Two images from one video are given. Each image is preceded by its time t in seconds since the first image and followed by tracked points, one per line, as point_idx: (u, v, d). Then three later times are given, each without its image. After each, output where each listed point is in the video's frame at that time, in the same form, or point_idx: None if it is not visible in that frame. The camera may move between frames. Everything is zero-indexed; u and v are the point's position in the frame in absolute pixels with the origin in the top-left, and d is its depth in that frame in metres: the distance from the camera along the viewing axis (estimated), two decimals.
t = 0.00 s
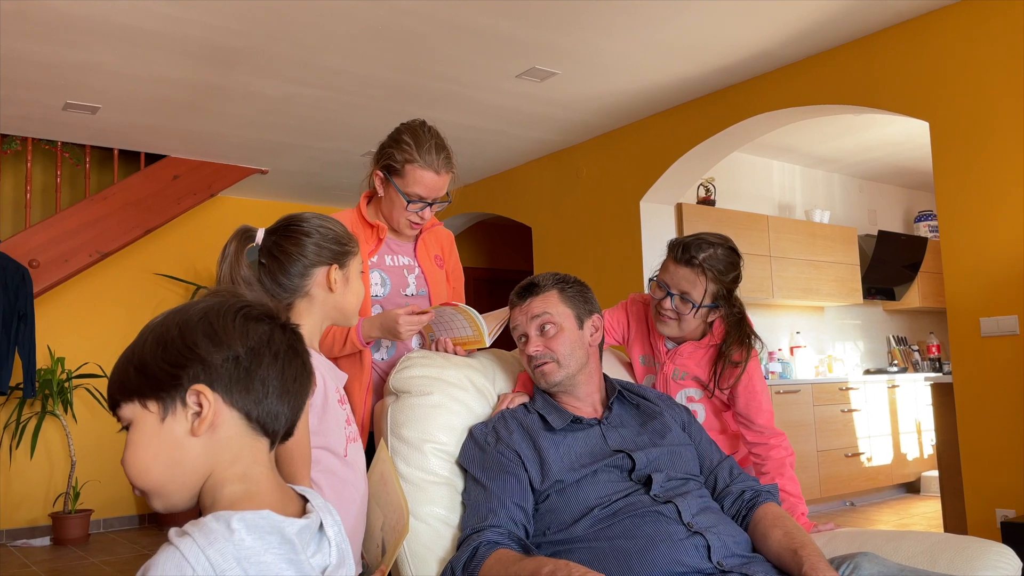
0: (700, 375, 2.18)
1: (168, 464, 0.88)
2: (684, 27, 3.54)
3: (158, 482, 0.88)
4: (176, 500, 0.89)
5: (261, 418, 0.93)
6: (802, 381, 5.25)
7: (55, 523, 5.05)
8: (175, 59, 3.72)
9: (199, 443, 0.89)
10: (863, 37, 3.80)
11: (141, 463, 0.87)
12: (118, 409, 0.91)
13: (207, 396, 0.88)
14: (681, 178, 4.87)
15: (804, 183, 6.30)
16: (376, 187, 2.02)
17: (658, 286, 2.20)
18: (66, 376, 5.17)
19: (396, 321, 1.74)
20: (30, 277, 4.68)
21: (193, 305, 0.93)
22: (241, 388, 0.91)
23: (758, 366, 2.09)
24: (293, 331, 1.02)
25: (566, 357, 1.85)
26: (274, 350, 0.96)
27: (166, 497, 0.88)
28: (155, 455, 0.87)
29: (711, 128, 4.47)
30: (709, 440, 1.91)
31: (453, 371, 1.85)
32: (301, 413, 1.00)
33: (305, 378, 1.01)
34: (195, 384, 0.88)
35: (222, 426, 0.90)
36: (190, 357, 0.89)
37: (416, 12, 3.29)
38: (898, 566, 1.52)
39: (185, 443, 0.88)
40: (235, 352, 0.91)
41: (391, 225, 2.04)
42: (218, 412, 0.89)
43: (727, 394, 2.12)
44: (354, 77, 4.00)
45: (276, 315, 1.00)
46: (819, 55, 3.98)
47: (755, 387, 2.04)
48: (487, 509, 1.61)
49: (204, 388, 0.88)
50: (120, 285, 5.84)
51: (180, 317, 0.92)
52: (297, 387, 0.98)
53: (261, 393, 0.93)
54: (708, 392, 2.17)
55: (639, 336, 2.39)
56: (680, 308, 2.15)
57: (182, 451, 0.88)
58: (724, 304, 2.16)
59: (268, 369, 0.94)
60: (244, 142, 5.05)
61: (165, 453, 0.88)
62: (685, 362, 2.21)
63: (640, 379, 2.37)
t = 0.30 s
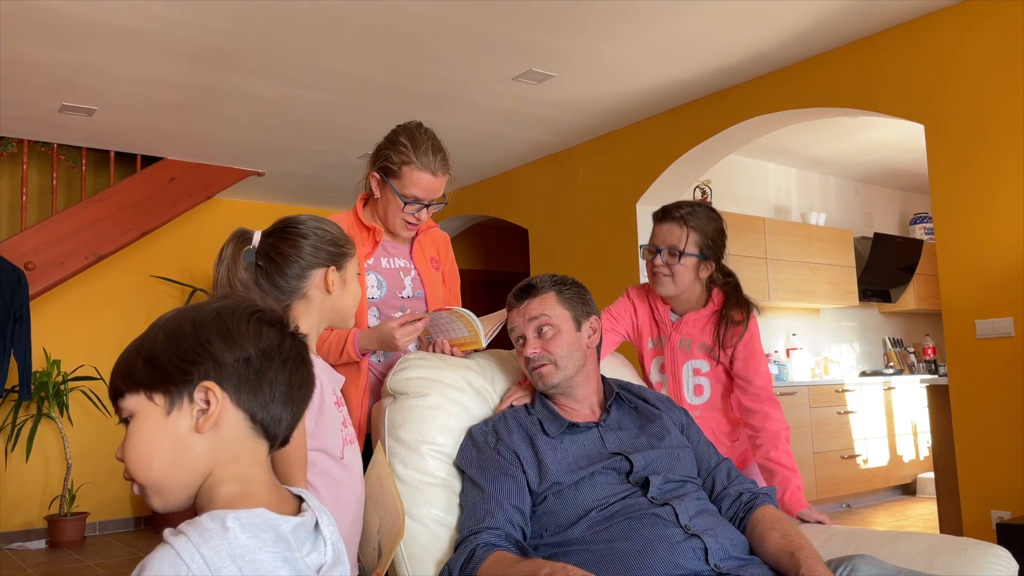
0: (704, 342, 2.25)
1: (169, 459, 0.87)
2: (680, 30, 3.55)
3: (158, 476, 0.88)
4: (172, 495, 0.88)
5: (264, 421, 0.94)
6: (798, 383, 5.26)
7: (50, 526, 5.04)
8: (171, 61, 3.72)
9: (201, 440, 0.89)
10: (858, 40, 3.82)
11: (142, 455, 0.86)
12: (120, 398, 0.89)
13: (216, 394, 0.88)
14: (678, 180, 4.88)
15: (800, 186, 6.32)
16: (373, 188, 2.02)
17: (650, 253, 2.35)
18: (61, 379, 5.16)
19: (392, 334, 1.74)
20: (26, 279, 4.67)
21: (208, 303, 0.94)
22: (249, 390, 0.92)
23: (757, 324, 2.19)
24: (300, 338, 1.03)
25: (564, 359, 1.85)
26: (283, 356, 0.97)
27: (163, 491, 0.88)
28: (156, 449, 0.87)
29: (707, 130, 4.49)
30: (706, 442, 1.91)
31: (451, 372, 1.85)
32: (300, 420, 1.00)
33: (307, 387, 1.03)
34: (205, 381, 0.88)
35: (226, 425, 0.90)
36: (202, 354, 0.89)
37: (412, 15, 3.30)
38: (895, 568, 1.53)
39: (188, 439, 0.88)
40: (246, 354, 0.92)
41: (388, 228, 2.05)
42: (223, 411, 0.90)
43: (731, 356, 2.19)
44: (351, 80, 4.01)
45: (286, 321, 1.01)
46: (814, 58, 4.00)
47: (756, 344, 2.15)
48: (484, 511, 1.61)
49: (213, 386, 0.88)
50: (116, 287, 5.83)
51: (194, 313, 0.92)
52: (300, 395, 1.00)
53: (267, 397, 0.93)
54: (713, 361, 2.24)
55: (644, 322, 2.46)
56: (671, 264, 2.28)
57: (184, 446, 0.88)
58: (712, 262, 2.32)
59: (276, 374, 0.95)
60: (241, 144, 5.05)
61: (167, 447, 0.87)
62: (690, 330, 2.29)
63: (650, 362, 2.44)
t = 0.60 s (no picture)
0: (711, 309, 2.26)
1: (170, 457, 0.87)
2: (677, 32, 3.56)
3: (158, 474, 0.87)
4: (172, 494, 0.88)
5: (267, 423, 0.93)
6: (796, 384, 5.27)
7: (46, 528, 5.02)
8: (169, 62, 3.72)
9: (204, 440, 0.88)
10: (855, 42, 3.83)
11: (143, 453, 0.86)
12: (122, 394, 0.89)
13: (220, 393, 0.88)
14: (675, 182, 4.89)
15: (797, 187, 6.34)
16: (369, 190, 2.02)
17: (641, 234, 2.38)
18: (58, 380, 5.15)
19: (385, 341, 1.73)
20: (22, 280, 4.65)
21: (215, 301, 0.93)
22: (253, 390, 0.91)
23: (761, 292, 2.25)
24: (303, 340, 1.03)
25: (566, 358, 1.85)
26: (287, 358, 0.96)
27: (163, 490, 0.87)
28: (158, 447, 0.86)
29: (704, 132, 4.50)
30: (707, 443, 1.91)
31: (450, 372, 1.84)
32: (301, 422, 1.00)
33: (310, 389, 1.03)
34: (209, 379, 0.88)
35: (229, 424, 0.89)
36: (208, 353, 0.88)
37: (410, 16, 3.30)
38: (894, 569, 1.53)
39: (190, 438, 0.88)
40: (251, 354, 0.92)
41: (384, 229, 2.04)
42: (226, 411, 0.89)
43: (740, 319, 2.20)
44: (349, 81, 4.01)
45: (291, 322, 1.01)
46: (811, 60, 4.01)
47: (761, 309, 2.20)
48: (484, 511, 1.61)
49: (217, 384, 0.88)
50: (113, 289, 5.82)
51: (201, 311, 0.92)
52: (303, 396, 0.99)
53: (270, 398, 0.93)
54: (721, 328, 2.24)
55: (644, 304, 2.45)
56: (662, 238, 2.31)
57: (186, 445, 0.87)
58: (701, 230, 2.36)
59: (280, 375, 0.95)
60: (238, 146, 5.05)
61: (169, 445, 0.87)
62: (696, 298, 2.30)
63: (651, 338, 2.40)
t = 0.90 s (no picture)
0: (708, 297, 2.27)
1: (169, 459, 0.87)
2: (674, 33, 3.57)
3: (157, 476, 0.87)
4: (172, 496, 0.88)
5: (267, 425, 0.93)
6: (793, 386, 5.27)
7: (43, 530, 5.02)
8: (166, 63, 3.72)
9: (203, 443, 0.88)
10: (851, 45, 3.84)
11: (143, 454, 0.86)
12: (124, 395, 0.89)
13: (219, 397, 0.88)
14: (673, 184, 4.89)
15: (794, 189, 6.34)
16: (362, 192, 2.03)
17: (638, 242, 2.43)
18: (55, 382, 5.14)
19: (374, 358, 1.72)
20: (19, 282, 4.65)
21: (217, 303, 0.93)
22: (253, 393, 0.91)
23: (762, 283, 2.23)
24: (306, 343, 1.03)
25: (562, 360, 1.85)
26: (289, 361, 0.96)
27: (163, 491, 0.87)
28: (157, 449, 0.87)
29: (701, 133, 4.50)
30: (702, 444, 1.91)
31: (446, 374, 1.84)
32: (302, 425, 1.00)
33: (312, 390, 1.02)
34: (209, 383, 0.88)
35: (228, 427, 0.89)
36: (208, 356, 0.88)
37: (408, 18, 3.31)
38: (890, 570, 1.53)
39: (190, 440, 0.88)
40: (252, 357, 0.91)
41: (377, 230, 2.04)
42: (226, 414, 0.89)
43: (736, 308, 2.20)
44: (347, 82, 4.01)
45: (294, 325, 1.01)
46: (807, 62, 4.02)
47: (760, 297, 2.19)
48: (480, 513, 1.61)
49: (217, 388, 0.88)
50: (110, 290, 5.81)
51: (202, 313, 0.92)
52: (304, 399, 0.99)
53: (271, 401, 0.93)
54: (717, 315, 2.24)
55: (648, 294, 2.48)
56: (655, 243, 2.35)
57: (186, 447, 0.88)
58: (695, 226, 2.36)
59: (281, 378, 0.95)
60: (236, 147, 5.05)
61: (168, 447, 0.87)
62: (694, 288, 2.32)
63: (651, 327, 2.43)
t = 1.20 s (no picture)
0: (717, 293, 2.27)
1: (161, 461, 0.87)
2: (672, 35, 3.57)
3: (150, 477, 0.87)
4: (164, 497, 0.88)
5: (261, 430, 0.93)
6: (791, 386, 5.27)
7: (40, 532, 5.01)
8: (164, 64, 3.72)
9: (196, 446, 0.88)
10: (848, 46, 3.85)
11: (136, 455, 0.86)
12: (118, 395, 0.89)
13: (212, 401, 0.88)
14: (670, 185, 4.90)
15: (792, 190, 6.35)
16: (355, 194, 2.02)
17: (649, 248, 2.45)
18: (53, 383, 5.14)
19: (370, 363, 1.73)
20: (16, 283, 4.64)
21: (215, 305, 0.93)
22: (247, 398, 0.91)
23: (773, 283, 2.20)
24: (304, 348, 1.02)
25: (558, 361, 1.85)
26: (284, 366, 0.96)
27: (156, 493, 0.87)
28: (150, 450, 0.86)
29: (699, 135, 4.51)
30: (700, 445, 1.92)
31: (444, 375, 1.83)
32: (297, 429, 1.00)
33: (308, 395, 1.02)
34: (202, 387, 0.88)
35: (221, 431, 0.89)
36: (203, 360, 0.88)
37: (405, 19, 3.31)
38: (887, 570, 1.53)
39: (182, 443, 0.88)
40: (247, 362, 0.91)
41: (371, 232, 2.04)
42: (219, 418, 0.89)
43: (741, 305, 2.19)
44: (344, 84, 4.02)
45: (292, 329, 1.00)
46: (804, 63, 4.02)
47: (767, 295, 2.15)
48: (477, 514, 1.61)
49: (210, 392, 0.88)
50: (108, 291, 5.80)
51: (199, 315, 0.91)
52: (299, 404, 0.99)
53: (265, 406, 0.93)
54: (722, 311, 2.24)
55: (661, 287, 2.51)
56: (664, 246, 2.37)
57: (178, 450, 0.87)
58: (704, 223, 2.38)
59: (276, 384, 0.94)
60: (233, 148, 5.04)
61: (162, 449, 0.87)
62: (704, 283, 2.31)
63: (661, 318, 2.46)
